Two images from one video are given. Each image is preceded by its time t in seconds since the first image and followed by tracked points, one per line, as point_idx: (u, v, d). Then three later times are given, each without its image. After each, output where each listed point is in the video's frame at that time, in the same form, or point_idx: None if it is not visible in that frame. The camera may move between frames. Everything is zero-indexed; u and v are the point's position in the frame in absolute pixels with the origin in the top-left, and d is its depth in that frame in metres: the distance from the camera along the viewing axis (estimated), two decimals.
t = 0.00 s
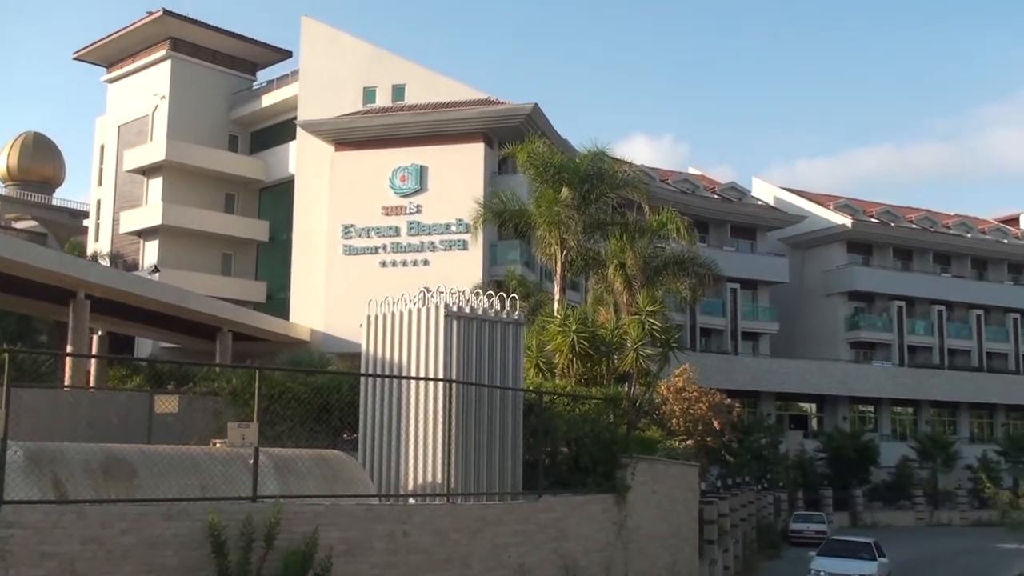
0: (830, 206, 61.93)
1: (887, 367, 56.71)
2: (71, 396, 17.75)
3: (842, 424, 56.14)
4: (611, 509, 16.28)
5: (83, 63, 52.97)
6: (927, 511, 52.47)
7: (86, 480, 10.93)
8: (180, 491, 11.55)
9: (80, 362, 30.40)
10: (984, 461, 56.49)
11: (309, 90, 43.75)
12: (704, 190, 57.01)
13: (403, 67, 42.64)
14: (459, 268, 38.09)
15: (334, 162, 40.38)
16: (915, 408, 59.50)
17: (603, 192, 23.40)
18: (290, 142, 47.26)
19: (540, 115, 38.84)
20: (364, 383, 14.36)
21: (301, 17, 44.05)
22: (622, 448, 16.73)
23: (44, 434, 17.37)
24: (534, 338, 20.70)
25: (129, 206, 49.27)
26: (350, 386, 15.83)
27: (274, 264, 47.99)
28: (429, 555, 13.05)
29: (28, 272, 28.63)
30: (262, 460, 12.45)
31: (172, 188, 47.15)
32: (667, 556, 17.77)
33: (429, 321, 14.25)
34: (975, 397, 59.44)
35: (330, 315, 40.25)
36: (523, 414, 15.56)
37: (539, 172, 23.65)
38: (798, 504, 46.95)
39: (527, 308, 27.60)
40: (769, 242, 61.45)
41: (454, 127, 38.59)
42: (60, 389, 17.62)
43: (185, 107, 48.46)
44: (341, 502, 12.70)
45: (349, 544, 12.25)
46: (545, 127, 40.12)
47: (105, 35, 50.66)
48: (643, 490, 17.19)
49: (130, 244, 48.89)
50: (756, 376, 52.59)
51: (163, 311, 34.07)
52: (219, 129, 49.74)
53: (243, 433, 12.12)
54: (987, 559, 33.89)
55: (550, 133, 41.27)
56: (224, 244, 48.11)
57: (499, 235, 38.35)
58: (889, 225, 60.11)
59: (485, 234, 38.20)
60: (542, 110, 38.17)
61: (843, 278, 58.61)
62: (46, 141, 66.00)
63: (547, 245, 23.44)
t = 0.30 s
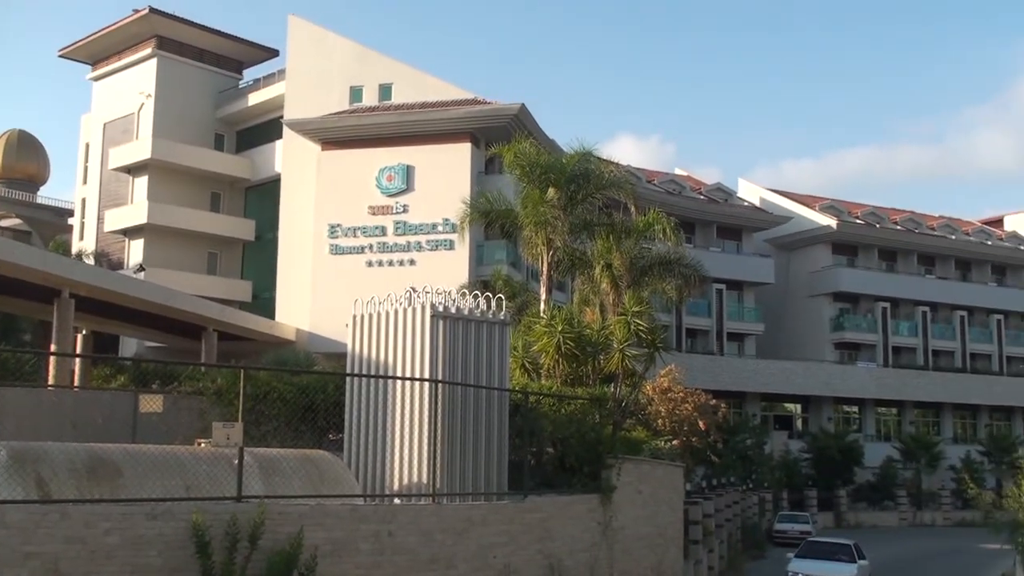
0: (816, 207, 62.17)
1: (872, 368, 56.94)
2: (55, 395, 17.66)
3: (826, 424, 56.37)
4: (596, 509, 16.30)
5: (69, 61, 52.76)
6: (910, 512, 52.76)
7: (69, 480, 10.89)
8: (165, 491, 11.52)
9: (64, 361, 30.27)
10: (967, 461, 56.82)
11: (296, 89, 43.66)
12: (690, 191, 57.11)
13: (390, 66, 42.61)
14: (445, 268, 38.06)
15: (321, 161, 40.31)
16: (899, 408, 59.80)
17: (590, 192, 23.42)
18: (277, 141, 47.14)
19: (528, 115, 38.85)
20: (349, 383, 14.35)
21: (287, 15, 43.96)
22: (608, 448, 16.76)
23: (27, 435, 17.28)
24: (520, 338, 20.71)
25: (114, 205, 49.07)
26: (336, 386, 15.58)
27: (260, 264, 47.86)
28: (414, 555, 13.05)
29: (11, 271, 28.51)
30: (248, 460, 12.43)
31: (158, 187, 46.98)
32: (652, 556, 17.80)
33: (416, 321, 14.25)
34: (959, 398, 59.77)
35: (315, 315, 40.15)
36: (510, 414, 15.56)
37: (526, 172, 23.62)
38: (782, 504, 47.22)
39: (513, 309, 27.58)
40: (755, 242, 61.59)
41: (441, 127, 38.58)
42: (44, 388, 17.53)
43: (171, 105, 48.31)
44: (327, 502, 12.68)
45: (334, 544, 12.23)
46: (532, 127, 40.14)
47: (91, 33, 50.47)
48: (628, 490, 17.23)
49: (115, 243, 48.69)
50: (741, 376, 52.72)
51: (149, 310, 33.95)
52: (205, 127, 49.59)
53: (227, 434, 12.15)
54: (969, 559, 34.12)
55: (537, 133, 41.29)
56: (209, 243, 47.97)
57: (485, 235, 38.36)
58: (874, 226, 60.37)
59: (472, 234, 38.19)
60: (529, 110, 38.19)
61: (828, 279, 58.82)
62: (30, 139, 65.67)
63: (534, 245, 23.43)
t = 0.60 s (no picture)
0: (800, 210, 62.40)
1: (855, 371, 57.17)
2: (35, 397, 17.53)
3: (810, 426, 56.61)
4: (581, 511, 16.33)
5: (52, 62, 52.51)
6: (893, 514, 53.01)
7: (51, 482, 10.82)
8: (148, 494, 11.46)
9: (46, 363, 30.09)
10: (949, 463, 57.14)
11: (281, 90, 43.58)
12: (675, 193, 57.24)
13: (375, 68, 42.58)
14: (430, 270, 38.02)
15: (306, 163, 40.25)
16: (882, 411, 60.08)
17: (575, 195, 23.43)
18: (261, 142, 47.02)
19: (513, 117, 38.88)
20: (334, 385, 14.33)
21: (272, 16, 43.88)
22: (592, 451, 16.78)
23: (8, 438, 17.16)
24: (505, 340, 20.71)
25: (98, 206, 48.83)
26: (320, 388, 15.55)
27: (244, 265, 47.71)
28: (398, 557, 13.04)
29: None
30: (231, 462, 12.40)
31: (142, 188, 46.80)
32: (636, 558, 17.83)
33: (400, 323, 14.25)
34: (942, 401, 60.07)
35: (300, 317, 40.05)
36: (494, 417, 15.57)
37: (511, 174, 23.60)
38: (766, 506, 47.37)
39: (498, 311, 27.57)
40: (739, 245, 61.75)
41: (426, 129, 38.58)
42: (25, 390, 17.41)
43: (155, 106, 48.12)
44: (310, 505, 12.66)
45: (319, 546, 12.21)
46: (518, 130, 40.17)
47: (75, 33, 50.26)
48: (613, 492, 17.26)
49: (99, 244, 48.46)
50: (725, 378, 52.86)
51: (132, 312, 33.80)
52: (189, 128, 49.39)
53: (211, 437, 12.12)
54: (951, 561, 34.33)
55: (523, 135, 41.32)
56: (193, 245, 47.80)
57: (470, 237, 38.37)
58: (858, 229, 60.64)
59: (457, 236, 38.17)
60: (515, 112, 38.23)
61: (812, 282, 59.06)
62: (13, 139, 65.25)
63: (518, 247, 23.44)
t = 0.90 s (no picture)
0: (782, 210, 62.64)
1: (837, 369, 57.48)
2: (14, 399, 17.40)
3: (792, 426, 56.86)
4: (564, 511, 16.35)
5: (32, 62, 52.19)
6: (875, 512, 53.28)
7: (32, 484, 10.76)
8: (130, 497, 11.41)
9: (26, 365, 29.89)
10: (931, 462, 57.53)
11: (264, 91, 43.46)
12: (658, 193, 57.37)
13: (358, 69, 42.50)
14: (413, 270, 37.97)
15: (289, 164, 40.14)
16: (864, 410, 60.40)
17: (558, 195, 23.46)
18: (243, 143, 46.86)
19: (496, 118, 38.91)
20: (317, 386, 14.30)
21: (255, 17, 43.75)
22: (576, 451, 16.80)
23: None
24: (488, 340, 20.68)
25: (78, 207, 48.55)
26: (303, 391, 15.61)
27: (227, 266, 47.54)
28: (382, 558, 13.03)
29: None
30: (214, 464, 12.36)
31: (123, 189, 46.58)
32: (620, 558, 17.87)
33: (383, 324, 14.25)
34: (923, 399, 60.42)
35: (282, 318, 39.91)
36: (478, 417, 15.57)
37: (494, 175, 23.61)
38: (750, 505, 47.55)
39: (481, 312, 27.55)
40: (722, 245, 61.94)
41: (410, 129, 38.56)
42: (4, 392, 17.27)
43: (136, 106, 47.89)
44: (293, 506, 12.63)
45: (302, 548, 12.19)
46: (501, 130, 40.19)
47: (55, 33, 49.97)
48: (596, 492, 17.29)
49: (79, 245, 48.19)
50: (709, 378, 52.99)
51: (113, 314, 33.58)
52: (171, 129, 49.18)
53: (194, 438, 12.07)
54: (933, 558, 34.64)
55: (506, 136, 41.35)
56: (175, 246, 47.59)
57: (453, 238, 38.36)
58: (840, 229, 60.92)
59: (440, 236, 38.16)
60: (498, 113, 38.25)
61: (794, 281, 59.30)
62: None
63: (502, 248, 23.45)
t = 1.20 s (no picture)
0: (771, 212, 62.76)
1: (826, 370, 57.66)
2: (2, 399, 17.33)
3: (782, 427, 57.03)
4: (554, 512, 16.35)
5: (21, 61, 51.98)
6: (864, 513, 53.45)
7: (20, 486, 10.70)
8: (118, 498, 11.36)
9: (15, 366, 29.78)
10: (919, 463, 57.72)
11: (253, 92, 43.38)
12: (648, 195, 57.43)
13: (348, 69, 42.44)
14: (403, 271, 37.94)
15: (278, 164, 40.07)
16: (853, 411, 60.58)
17: (548, 197, 23.43)
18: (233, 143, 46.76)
19: (486, 119, 38.90)
20: (306, 387, 14.29)
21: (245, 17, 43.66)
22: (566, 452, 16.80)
23: None
24: (478, 341, 20.64)
25: (67, 208, 48.38)
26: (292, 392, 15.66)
27: (216, 266, 47.43)
28: (372, 559, 13.01)
29: None
30: (204, 465, 12.33)
31: (112, 190, 46.43)
32: (609, 559, 17.88)
33: (373, 325, 14.24)
34: (912, 400, 60.61)
35: (272, 319, 39.83)
36: (467, 419, 15.56)
37: (484, 176, 23.59)
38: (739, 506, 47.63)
39: (470, 313, 27.51)
40: (712, 246, 62.03)
41: (400, 130, 38.52)
42: None
43: (126, 106, 47.75)
44: (282, 507, 12.60)
45: (291, 549, 12.16)
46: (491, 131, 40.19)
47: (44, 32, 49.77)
48: (586, 493, 17.30)
49: (68, 245, 48.01)
50: (698, 380, 53.04)
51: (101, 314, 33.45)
52: (160, 129, 49.03)
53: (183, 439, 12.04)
54: (921, 559, 34.82)
55: (496, 137, 41.35)
56: (164, 246, 47.47)
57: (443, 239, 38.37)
58: (829, 231, 61.07)
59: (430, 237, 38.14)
60: (488, 114, 38.24)
61: (783, 283, 59.43)
62: None
63: (492, 249, 23.44)
